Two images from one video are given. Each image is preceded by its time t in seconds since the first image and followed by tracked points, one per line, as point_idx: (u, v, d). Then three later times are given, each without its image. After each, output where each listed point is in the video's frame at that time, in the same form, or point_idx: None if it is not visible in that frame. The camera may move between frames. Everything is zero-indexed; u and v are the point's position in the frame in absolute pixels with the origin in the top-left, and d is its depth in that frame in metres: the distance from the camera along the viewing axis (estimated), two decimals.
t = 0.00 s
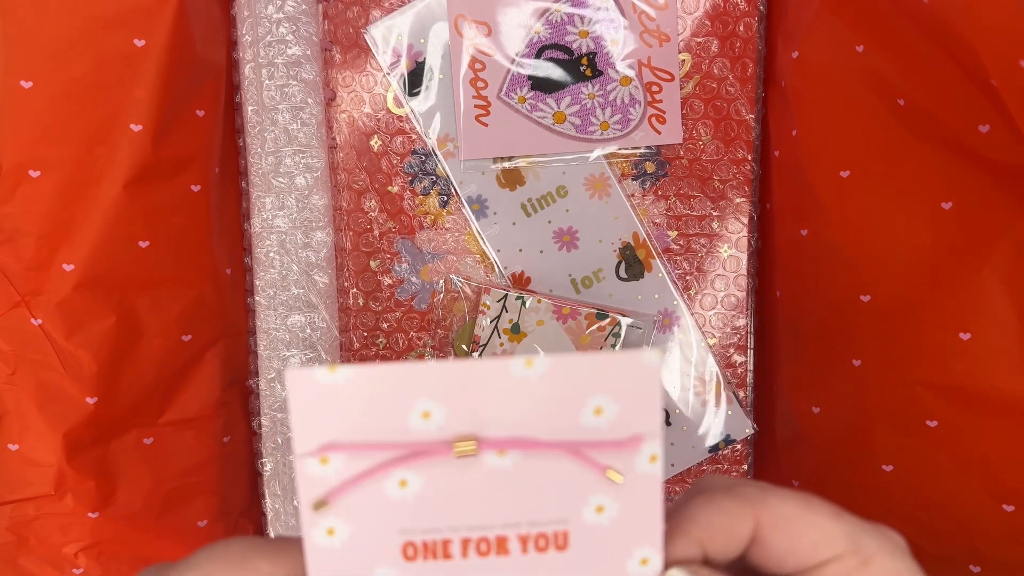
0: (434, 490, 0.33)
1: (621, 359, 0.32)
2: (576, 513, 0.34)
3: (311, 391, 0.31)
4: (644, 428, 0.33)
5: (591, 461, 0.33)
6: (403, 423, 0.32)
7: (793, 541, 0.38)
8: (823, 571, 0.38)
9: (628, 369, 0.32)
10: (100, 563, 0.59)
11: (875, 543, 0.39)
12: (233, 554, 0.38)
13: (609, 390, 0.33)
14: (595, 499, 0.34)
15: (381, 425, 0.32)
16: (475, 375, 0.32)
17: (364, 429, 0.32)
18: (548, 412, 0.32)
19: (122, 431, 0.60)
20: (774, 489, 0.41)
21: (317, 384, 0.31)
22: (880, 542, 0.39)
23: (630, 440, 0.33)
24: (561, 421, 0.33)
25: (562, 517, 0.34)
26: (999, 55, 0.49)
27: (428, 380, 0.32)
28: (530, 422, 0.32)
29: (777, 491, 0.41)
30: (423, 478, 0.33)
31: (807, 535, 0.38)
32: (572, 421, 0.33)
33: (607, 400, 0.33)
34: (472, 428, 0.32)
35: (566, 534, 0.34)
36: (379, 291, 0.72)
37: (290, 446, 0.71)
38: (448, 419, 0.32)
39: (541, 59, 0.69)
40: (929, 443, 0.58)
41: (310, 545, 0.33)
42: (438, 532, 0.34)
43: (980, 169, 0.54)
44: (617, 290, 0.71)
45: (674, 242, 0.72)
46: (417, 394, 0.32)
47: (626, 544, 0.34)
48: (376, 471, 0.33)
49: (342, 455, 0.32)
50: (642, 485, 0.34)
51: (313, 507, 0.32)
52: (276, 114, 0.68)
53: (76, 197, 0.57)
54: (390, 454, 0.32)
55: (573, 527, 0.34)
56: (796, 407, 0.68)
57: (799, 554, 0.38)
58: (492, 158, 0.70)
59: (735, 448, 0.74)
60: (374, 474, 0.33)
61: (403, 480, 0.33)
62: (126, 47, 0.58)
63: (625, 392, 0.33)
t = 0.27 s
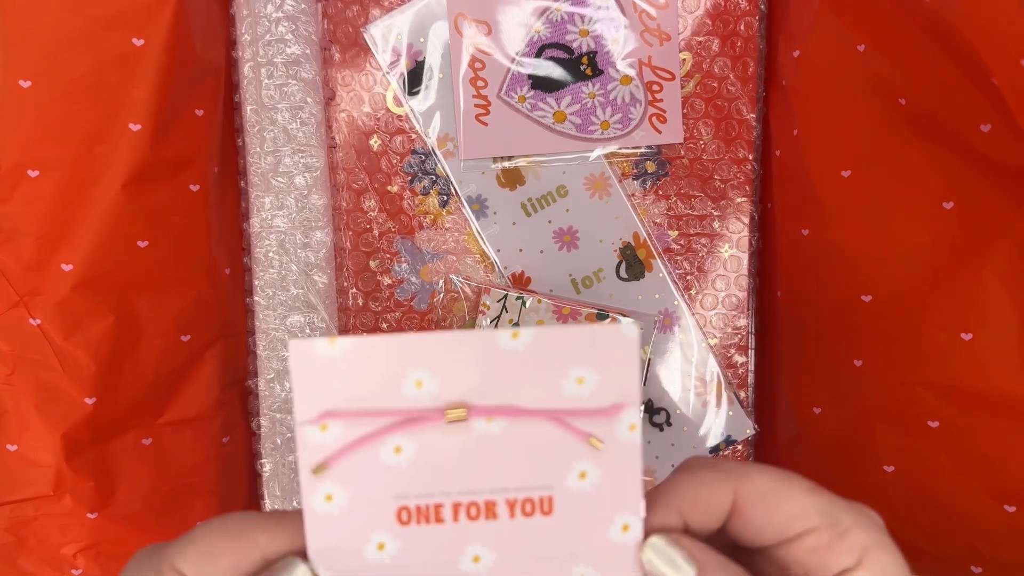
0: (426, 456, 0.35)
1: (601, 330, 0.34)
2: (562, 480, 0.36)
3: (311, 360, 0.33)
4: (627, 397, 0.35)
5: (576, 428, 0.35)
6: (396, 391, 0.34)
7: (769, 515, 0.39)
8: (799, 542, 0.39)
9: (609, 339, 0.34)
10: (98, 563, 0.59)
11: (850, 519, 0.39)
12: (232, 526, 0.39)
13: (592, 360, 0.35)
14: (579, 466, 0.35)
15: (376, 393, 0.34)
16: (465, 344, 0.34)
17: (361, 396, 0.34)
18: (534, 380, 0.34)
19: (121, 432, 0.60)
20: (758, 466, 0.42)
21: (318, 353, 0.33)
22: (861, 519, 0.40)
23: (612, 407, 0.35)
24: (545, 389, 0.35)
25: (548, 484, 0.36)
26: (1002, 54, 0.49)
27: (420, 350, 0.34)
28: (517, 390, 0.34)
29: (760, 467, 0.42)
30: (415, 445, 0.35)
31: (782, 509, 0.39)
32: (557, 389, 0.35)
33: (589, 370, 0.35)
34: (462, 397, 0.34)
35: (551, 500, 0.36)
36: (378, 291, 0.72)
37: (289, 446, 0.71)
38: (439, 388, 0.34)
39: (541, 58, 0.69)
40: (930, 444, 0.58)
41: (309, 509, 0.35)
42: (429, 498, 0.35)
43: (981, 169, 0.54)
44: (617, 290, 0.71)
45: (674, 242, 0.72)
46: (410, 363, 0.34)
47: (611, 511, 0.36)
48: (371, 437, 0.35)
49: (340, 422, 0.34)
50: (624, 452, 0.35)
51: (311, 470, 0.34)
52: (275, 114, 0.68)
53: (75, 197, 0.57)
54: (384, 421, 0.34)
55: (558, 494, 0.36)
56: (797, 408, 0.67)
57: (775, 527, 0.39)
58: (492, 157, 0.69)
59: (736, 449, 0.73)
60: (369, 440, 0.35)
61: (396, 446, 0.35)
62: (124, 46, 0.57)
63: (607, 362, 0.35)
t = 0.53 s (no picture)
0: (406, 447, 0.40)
1: (565, 321, 0.40)
2: (538, 475, 0.40)
3: (297, 360, 0.39)
4: (597, 387, 0.40)
5: (548, 421, 0.40)
6: (377, 386, 0.39)
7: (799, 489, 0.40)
8: (861, 543, 0.40)
9: (574, 329, 0.40)
10: (98, 563, 0.58)
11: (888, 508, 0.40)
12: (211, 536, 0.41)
13: (557, 351, 0.40)
14: (555, 460, 0.40)
15: (358, 392, 0.40)
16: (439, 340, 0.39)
17: (344, 393, 0.39)
18: (503, 375, 0.40)
19: (120, 432, 0.60)
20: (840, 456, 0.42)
21: (302, 354, 0.39)
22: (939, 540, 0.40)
23: (584, 398, 0.40)
24: (513, 382, 0.40)
25: (525, 479, 0.40)
26: (1003, 54, 0.49)
27: (399, 348, 0.39)
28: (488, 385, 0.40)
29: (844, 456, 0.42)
30: (394, 440, 0.40)
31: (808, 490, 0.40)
32: (529, 382, 0.40)
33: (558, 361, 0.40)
34: (438, 391, 0.39)
35: (530, 494, 0.40)
36: (378, 291, 0.71)
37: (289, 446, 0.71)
38: (415, 383, 0.39)
39: (541, 58, 0.68)
40: (931, 444, 0.58)
41: (298, 508, 0.40)
42: (409, 495, 0.40)
43: (981, 169, 0.54)
44: (618, 290, 0.70)
45: (675, 242, 0.72)
46: (389, 361, 0.39)
47: (588, 502, 0.40)
48: (355, 432, 0.39)
49: (323, 420, 0.40)
50: (595, 443, 0.40)
51: (297, 467, 0.39)
52: (274, 113, 0.69)
53: (74, 197, 0.56)
54: (365, 416, 0.39)
55: (536, 488, 0.40)
56: (798, 409, 0.67)
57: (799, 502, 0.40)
58: (492, 157, 0.69)
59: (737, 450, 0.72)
60: (352, 435, 0.40)
61: (378, 443, 0.40)
62: (124, 45, 0.57)
63: (571, 354, 0.40)
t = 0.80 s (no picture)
0: (405, 455, 0.48)
1: (563, 333, 0.48)
2: (535, 483, 0.48)
3: (303, 370, 0.48)
4: (588, 399, 0.48)
5: (545, 432, 0.48)
6: (380, 397, 0.48)
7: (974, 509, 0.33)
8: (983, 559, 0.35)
9: (574, 342, 0.48)
10: (98, 564, 0.56)
11: None
12: (212, 543, 0.50)
13: (553, 365, 0.48)
14: (552, 469, 0.48)
15: (365, 403, 0.48)
16: (440, 352, 0.47)
17: (345, 405, 0.48)
18: (496, 388, 0.48)
19: (120, 432, 0.59)
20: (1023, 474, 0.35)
21: (304, 364, 0.48)
22: None
23: (578, 409, 0.48)
24: (513, 397, 0.48)
25: (523, 487, 0.48)
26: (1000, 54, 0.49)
27: (400, 361, 0.47)
28: (484, 396, 0.48)
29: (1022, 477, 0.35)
30: (393, 450, 0.48)
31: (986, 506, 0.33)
32: (527, 393, 0.48)
33: (553, 373, 0.48)
34: (435, 400, 0.48)
35: (525, 501, 0.48)
36: (378, 291, 0.71)
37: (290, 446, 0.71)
38: (413, 394, 0.48)
39: (541, 57, 0.68)
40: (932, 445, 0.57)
41: (300, 512, 0.48)
42: (409, 501, 0.48)
43: (981, 168, 0.54)
44: (618, 290, 0.70)
45: (675, 242, 0.72)
46: (391, 374, 0.47)
47: (585, 511, 0.48)
48: (359, 439, 0.48)
49: (322, 429, 0.48)
50: (589, 451, 0.48)
51: (300, 474, 0.48)
52: (274, 113, 0.69)
53: (74, 197, 0.56)
54: (367, 425, 0.48)
55: (532, 496, 0.48)
56: (796, 408, 0.67)
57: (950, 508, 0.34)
58: (492, 157, 0.69)
59: (736, 449, 0.73)
60: (356, 442, 0.48)
61: (378, 451, 0.48)
62: (123, 45, 0.57)
63: (566, 367, 0.48)
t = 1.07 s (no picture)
0: (382, 455, 0.48)
1: (541, 331, 0.48)
2: (515, 482, 0.48)
3: (279, 372, 0.47)
4: (567, 398, 0.48)
5: (523, 430, 0.48)
6: (357, 399, 0.47)
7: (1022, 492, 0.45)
8: None
9: (550, 340, 0.48)
10: (98, 564, 0.55)
11: None
12: (193, 545, 0.51)
13: (531, 364, 0.48)
14: (531, 467, 0.48)
15: (342, 405, 0.48)
16: (416, 353, 0.47)
17: (321, 408, 0.48)
18: (473, 388, 0.48)
19: (120, 432, 0.59)
20: None
21: (280, 366, 0.47)
22: None
23: (557, 407, 0.48)
24: (492, 397, 0.48)
25: (501, 486, 0.48)
26: (999, 54, 0.48)
27: (376, 362, 0.47)
28: (461, 396, 0.48)
29: None
30: (372, 450, 0.48)
31: None
32: (505, 392, 0.48)
33: (531, 373, 0.48)
34: (414, 400, 0.47)
35: (505, 501, 0.48)
36: (378, 291, 0.71)
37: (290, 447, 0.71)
38: (391, 395, 0.47)
39: (541, 58, 0.68)
40: (932, 445, 0.57)
41: (279, 514, 0.48)
42: (388, 501, 0.48)
43: (983, 168, 0.53)
44: (618, 290, 0.70)
45: (675, 242, 0.72)
46: (367, 375, 0.47)
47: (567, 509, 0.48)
48: (336, 441, 0.48)
49: (300, 431, 0.48)
50: (567, 449, 0.48)
51: (277, 476, 0.48)
52: (274, 113, 0.69)
53: (74, 197, 0.56)
54: (344, 427, 0.47)
55: (510, 495, 0.48)
56: (796, 408, 0.67)
57: None
58: (492, 157, 0.69)
59: (736, 449, 0.73)
60: (333, 444, 0.48)
61: (357, 452, 0.48)
62: (123, 45, 0.57)
63: (544, 366, 0.48)
